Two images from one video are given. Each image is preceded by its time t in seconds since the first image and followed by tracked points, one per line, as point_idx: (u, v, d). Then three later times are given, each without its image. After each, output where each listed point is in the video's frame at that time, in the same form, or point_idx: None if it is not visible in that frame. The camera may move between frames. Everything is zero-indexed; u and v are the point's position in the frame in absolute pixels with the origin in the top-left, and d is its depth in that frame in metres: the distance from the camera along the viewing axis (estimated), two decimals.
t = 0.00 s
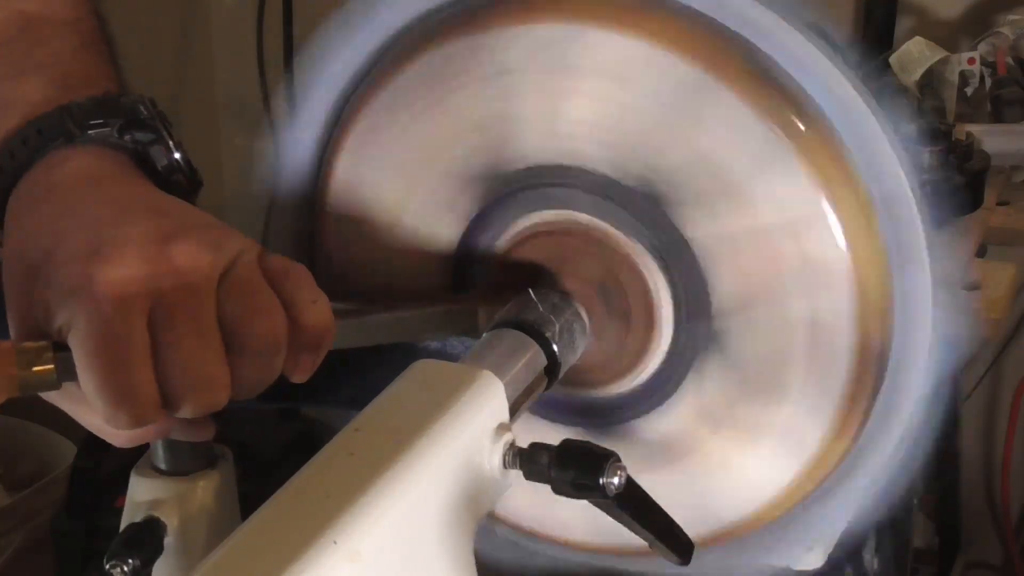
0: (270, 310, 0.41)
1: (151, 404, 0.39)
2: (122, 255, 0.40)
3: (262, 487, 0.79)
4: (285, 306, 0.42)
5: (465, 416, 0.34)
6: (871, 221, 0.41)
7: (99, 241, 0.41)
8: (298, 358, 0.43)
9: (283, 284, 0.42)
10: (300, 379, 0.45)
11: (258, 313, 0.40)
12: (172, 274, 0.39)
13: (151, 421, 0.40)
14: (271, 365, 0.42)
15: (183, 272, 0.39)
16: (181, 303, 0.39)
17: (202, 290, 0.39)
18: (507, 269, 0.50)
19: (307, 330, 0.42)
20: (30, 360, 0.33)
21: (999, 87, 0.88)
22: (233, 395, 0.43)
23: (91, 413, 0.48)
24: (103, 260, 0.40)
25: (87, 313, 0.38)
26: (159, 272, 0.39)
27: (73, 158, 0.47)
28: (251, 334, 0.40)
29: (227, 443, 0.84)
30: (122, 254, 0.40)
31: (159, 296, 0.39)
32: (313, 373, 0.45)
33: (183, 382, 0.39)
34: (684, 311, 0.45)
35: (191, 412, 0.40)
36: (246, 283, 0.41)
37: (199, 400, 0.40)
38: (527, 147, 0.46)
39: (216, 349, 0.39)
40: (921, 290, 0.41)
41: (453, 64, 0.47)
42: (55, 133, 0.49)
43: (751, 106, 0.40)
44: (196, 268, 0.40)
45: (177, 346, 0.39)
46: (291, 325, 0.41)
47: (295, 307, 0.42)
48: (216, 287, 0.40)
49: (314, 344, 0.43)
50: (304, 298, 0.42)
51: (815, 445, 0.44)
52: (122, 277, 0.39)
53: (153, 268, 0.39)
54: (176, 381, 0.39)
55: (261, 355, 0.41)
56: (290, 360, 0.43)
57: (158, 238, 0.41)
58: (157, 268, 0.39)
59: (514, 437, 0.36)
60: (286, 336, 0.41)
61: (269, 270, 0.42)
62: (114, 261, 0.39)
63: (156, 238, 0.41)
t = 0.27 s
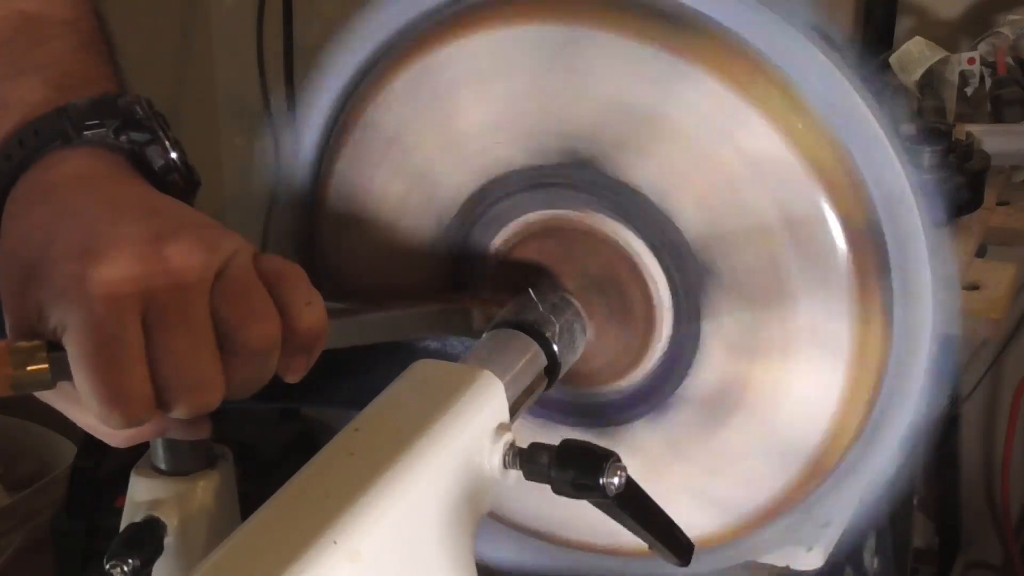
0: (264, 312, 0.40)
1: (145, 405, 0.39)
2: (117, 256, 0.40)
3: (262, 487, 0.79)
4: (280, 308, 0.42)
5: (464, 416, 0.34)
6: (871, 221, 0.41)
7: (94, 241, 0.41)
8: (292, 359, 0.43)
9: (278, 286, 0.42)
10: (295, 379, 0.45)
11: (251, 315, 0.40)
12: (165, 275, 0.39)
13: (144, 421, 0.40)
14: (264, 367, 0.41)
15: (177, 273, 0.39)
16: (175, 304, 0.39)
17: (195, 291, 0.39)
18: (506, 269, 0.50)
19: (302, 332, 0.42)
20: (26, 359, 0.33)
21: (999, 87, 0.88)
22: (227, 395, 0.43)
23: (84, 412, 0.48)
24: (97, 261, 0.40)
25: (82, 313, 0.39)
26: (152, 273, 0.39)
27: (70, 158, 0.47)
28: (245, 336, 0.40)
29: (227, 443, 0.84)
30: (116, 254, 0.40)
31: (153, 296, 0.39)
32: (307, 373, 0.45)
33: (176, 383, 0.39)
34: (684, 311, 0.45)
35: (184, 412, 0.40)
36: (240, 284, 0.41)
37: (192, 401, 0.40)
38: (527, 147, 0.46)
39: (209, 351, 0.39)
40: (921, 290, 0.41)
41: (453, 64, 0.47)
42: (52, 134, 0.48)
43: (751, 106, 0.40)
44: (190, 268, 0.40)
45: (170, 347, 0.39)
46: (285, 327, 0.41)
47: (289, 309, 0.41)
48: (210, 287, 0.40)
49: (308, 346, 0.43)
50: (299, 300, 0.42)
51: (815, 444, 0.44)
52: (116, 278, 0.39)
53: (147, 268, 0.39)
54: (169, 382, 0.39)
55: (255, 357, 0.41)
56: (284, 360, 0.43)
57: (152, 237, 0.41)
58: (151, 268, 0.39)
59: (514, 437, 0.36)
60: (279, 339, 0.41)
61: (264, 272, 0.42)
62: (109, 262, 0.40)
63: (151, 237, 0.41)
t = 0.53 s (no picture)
0: (258, 314, 0.40)
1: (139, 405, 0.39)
2: (111, 256, 0.40)
3: (262, 487, 0.79)
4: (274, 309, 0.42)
5: (464, 417, 0.34)
6: (872, 220, 0.41)
7: (88, 240, 0.41)
8: (285, 359, 0.43)
9: (272, 287, 0.42)
10: (287, 380, 0.45)
11: (246, 316, 0.40)
12: (159, 276, 0.40)
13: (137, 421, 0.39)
14: (258, 367, 0.41)
15: (172, 273, 0.40)
16: (169, 304, 0.39)
17: (189, 291, 0.39)
18: (507, 269, 0.50)
19: (296, 333, 0.42)
20: (18, 359, 0.33)
21: (999, 87, 0.88)
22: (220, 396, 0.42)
23: (77, 412, 0.48)
24: (91, 260, 0.40)
25: (75, 311, 0.39)
26: (146, 273, 0.40)
27: (66, 158, 0.47)
28: (238, 336, 0.40)
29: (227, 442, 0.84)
30: (111, 254, 0.40)
31: (148, 295, 0.39)
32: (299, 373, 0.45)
33: (169, 383, 0.39)
34: (685, 310, 0.45)
35: (177, 412, 0.40)
36: (235, 284, 0.41)
37: (184, 401, 0.39)
38: (529, 147, 0.46)
39: (203, 351, 0.39)
40: (923, 289, 0.41)
41: (454, 65, 0.47)
42: (50, 136, 0.48)
43: (752, 106, 0.40)
44: (184, 269, 0.40)
45: (164, 345, 0.39)
46: (278, 328, 0.41)
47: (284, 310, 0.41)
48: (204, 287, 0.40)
49: (302, 347, 0.43)
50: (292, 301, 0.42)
51: (815, 444, 0.44)
52: (110, 277, 0.39)
53: (140, 268, 0.40)
54: (163, 381, 0.39)
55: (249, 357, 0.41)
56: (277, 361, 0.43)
57: (146, 238, 0.41)
58: (146, 268, 0.40)
59: (514, 437, 0.36)
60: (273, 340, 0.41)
61: (259, 272, 0.42)
62: (102, 262, 0.40)
63: (145, 238, 0.41)
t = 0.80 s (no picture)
0: (264, 313, 0.40)
1: (144, 405, 0.39)
2: (116, 255, 0.40)
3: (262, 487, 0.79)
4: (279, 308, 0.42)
5: (466, 416, 0.34)
6: (872, 220, 0.41)
7: (93, 240, 0.41)
8: (291, 359, 0.43)
9: (277, 287, 0.42)
10: (292, 380, 0.45)
11: (252, 316, 0.40)
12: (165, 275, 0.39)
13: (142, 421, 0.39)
14: (263, 367, 0.41)
15: (177, 272, 0.40)
16: (176, 304, 0.39)
17: (195, 291, 0.39)
18: (508, 268, 0.50)
19: (301, 333, 0.42)
20: (26, 358, 0.33)
21: (999, 87, 0.88)
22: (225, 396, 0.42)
23: (84, 413, 0.48)
24: (96, 260, 0.40)
25: (80, 311, 0.38)
26: (151, 272, 0.39)
27: (68, 159, 0.48)
28: (245, 336, 0.40)
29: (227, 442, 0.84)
30: (114, 253, 0.40)
31: (154, 295, 0.39)
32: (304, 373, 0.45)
33: (176, 383, 0.39)
34: (685, 310, 0.45)
35: (183, 412, 0.40)
36: (240, 284, 0.41)
37: (190, 400, 0.39)
38: (529, 146, 0.46)
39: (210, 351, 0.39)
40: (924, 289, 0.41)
41: (453, 65, 0.47)
42: (51, 136, 0.48)
43: (752, 106, 0.40)
44: (190, 268, 0.40)
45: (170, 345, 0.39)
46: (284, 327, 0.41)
47: (289, 310, 0.41)
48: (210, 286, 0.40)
49: (307, 347, 0.43)
50: (298, 301, 0.42)
51: (816, 444, 0.44)
52: (115, 277, 0.39)
53: (145, 267, 0.39)
54: (169, 382, 0.39)
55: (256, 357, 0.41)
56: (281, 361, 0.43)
57: (151, 237, 0.41)
58: (151, 267, 0.39)
59: (515, 437, 0.36)
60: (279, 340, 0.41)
61: (264, 272, 0.43)
62: (107, 261, 0.39)
63: (149, 238, 0.41)
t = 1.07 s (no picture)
0: (274, 310, 0.41)
1: (156, 404, 0.38)
2: (124, 255, 0.40)
3: (262, 487, 0.79)
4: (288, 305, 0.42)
5: (466, 415, 0.34)
6: (872, 220, 0.41)
7: (100, 240, 0.41)
8: (301, 356, 0.43)
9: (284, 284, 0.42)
10: (303, 379, 0.45)
11: (261, 312, 0.40)
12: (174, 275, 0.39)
13: (153, 420, 0.39)
14: (274, 364, 0.41)
15: (185, 271, 0.39)
16: (185, 303, 0.39)
17: (204, 289, 0.40)
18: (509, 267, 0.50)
19: (310, 329, 0.42)
20: (36, 358, 0.34)
21: (999, 87, 0.88)
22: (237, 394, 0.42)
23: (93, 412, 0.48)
24: (103, 260, 0.39)
25: (89, 312, 0.38)
26: (159, 270, 0.39)
27: (71, 159, 0.47)
28: (255, 333, 0.40)
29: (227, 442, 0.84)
30: (123, 254, 0.40)
31: (164, 295, 0.39)
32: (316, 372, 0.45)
33: (187, 381, 0.39)
34: (685, 310, 0.45)
35: (195, 410, 0.40)
36: (248, 281, 0.41)
37: (201, 399, 0.39)
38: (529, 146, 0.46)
39: (221, 349, 0.39)
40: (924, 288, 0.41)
41: (454, 65, 0.47)
42: (54, 136, 0.48)
43: (752, 106, 0.40)
44: (198, 267, 0.40)
45: (179, 344, 0.39)
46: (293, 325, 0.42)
47: (298, 307, 0.42)
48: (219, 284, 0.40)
49: (316, 343, 0.43)
50: (306, 297, 0.42)
51: (816, 444, 0.44)
52: (122, 276, 0.39)
53: (155, 267, 0.39)
54: (181, 380, 0.39)
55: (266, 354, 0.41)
56: (292, 358, 0.43)
57: (159, 238, 0.41)
58: (160, 267, 0.39)
59: (515, 437, 0.36)
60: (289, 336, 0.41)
61: (271, 272, 0.43)
62: (116, 262, 0.39)
63: (157, 238, 0.41)
